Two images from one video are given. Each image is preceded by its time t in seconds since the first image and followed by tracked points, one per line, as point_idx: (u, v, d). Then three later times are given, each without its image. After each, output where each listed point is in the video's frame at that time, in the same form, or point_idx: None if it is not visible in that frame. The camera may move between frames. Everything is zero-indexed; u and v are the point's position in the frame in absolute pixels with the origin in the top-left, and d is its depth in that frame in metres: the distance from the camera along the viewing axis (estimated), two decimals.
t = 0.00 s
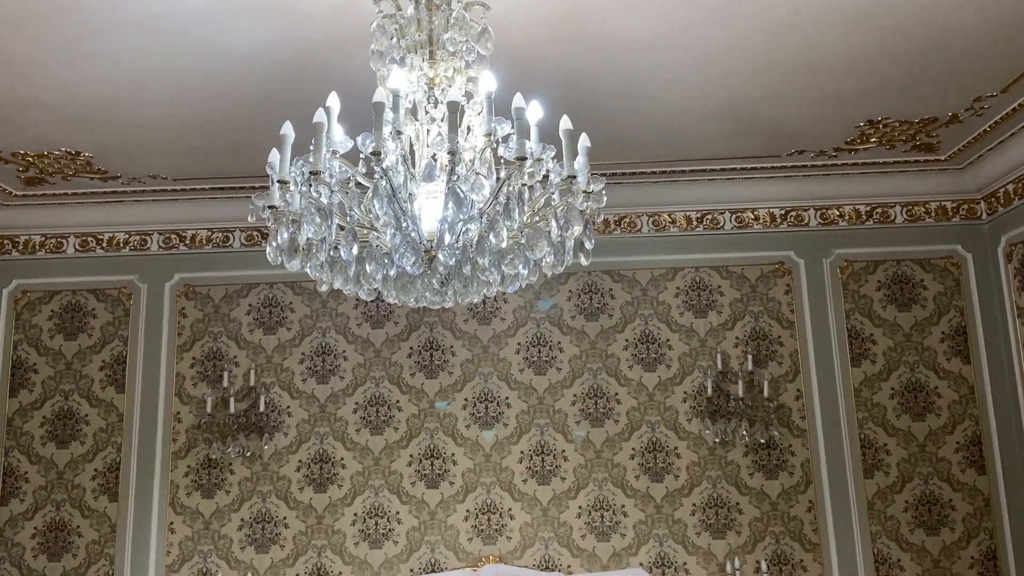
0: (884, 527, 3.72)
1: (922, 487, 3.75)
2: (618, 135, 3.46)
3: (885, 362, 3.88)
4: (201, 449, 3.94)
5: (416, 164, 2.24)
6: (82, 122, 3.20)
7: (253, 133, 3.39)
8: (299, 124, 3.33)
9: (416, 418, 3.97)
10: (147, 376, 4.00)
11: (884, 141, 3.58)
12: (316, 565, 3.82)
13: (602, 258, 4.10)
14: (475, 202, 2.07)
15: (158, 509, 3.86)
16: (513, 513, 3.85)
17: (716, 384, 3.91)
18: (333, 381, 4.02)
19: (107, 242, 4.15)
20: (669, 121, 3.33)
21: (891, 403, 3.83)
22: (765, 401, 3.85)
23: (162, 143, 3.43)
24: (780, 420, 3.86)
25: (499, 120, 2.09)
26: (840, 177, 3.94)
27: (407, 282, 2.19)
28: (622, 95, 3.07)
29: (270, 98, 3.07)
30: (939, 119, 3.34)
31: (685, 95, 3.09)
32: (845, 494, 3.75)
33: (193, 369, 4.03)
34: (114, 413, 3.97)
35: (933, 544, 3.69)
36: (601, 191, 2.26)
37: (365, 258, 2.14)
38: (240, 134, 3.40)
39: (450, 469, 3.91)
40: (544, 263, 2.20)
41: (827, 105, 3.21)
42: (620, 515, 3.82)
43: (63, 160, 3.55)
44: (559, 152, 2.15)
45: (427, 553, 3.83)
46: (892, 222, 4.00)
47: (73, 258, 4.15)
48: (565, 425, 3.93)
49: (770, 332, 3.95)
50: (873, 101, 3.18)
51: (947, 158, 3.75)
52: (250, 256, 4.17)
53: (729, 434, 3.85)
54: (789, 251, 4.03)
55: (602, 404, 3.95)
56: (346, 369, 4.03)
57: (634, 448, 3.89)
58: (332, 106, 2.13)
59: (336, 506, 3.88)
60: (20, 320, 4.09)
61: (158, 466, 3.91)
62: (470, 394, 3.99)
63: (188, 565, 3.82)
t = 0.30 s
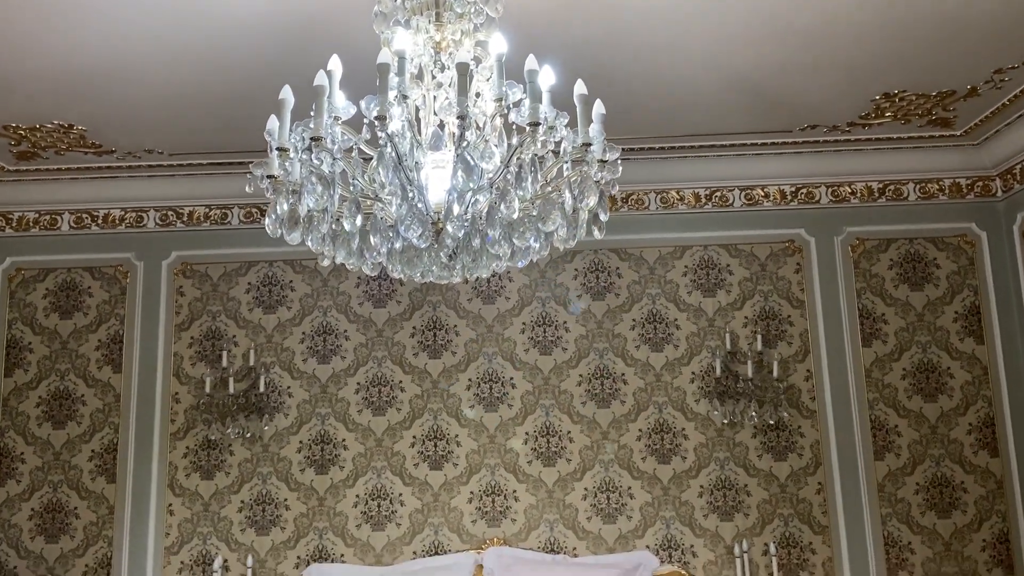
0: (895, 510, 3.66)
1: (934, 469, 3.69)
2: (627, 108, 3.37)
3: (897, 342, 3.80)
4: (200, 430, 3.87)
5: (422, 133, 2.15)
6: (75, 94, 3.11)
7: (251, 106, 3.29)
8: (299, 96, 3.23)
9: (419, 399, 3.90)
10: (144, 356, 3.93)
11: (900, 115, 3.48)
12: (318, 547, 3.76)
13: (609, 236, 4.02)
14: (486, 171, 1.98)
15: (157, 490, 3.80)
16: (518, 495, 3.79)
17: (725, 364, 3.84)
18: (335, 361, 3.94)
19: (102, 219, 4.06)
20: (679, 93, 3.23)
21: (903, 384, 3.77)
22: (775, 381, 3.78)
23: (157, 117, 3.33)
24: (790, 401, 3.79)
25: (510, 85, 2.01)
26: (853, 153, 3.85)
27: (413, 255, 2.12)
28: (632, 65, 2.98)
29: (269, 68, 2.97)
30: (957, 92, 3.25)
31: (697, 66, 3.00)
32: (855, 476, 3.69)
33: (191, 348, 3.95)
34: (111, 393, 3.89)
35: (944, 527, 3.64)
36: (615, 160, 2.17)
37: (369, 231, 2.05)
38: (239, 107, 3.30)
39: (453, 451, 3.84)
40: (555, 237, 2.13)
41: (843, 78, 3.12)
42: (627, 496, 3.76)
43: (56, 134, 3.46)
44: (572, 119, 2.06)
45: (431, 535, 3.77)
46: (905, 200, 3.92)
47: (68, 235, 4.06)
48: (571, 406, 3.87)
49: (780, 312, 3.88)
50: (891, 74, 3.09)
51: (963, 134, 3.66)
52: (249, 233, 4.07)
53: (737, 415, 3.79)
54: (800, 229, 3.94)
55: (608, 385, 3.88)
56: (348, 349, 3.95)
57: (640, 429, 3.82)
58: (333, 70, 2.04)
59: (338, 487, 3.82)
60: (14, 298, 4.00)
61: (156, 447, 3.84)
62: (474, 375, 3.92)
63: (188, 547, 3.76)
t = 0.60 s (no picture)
0: (901, 470, 3.63)
1: (941, 429, 3.65)
2: (636, 59, 3.24)
3: (906, 301, 3.74)
4: (195, 390, 3.79)
5: (424, 72, 2.01)
6: (59, 41, 2.97)
7: (245, 54, 3.16)
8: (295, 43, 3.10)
9: (419, 360, 3.83)
10: (137, 315, 3.83)
11: (916, 67, 3.38)
12: (317, 509, 3.71)
13: (613, 194, 3.91)
14: (496, 113, 1.85)
15: (152, 452, 3.73)
16: (520, 456, 3.74)
17: (731, 324, 3.77)
18: (333, 321, 3.85)
19: (91, 174, 3.93)
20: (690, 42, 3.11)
21: (912, 344, 3.71)
22: (782, 341, 3.72)
23: (146, 66, 3.20)
24: (796, 361, 3.73)
25: (520, 20, 1.89)
26: (866, 108, 3.74)
27: (417, 205, 2.03)
28: (641, 10, 2.86)
29: (263, 14, 2.84)
30: (977, 42, 3.14)
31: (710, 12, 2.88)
32: (861, 436, 3.65)
33: (185, 308, 3.86)
34: (103, 352, 3.80)
35: (951, 487, 3.61)
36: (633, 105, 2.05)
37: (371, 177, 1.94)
38: (232, 56, 3.16)
39: (454, 412, 3.78)
40: (567, 186, 2.02)
41: (860, 26, 3.00)
42: (630, 457, 3.72)
43: (41, 84, 3.32)
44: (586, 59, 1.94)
45: (432, 497, 3.72)
46: (917, 156, 3.83)
47: (56, 190, 3.93)
48: (574, 367, 3.80)
49: (788, 271, 3.80)
50: (911, 21, 2.98)
51: (979, 87, 3.56)
52: (243, 190, 3.95)
53: (743, 376, 3.73)
54: (809, 186, 3.85)
55: (612, 345, 3.81)
56: (346, 309, 3.86)
57: (645, 389, 3.76)
58: (330, 5, 1.92)
59: (338, 449, 3.76)
60: (2, 256, 3.89)
61: (151, 408, 3.76)
62: (475, 336, 3.84)
63: (185, 509, 3.70)
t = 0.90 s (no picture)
0: (902, 417, 3.58)
1: (944, 376, 3.59)
2: None
3: (912, 247, 3.64)
4: (181, 337, 3.69)
5: None
6: None
7: None
8: None
9: (412, 307, 3.72)
10: (119, 259, 3.71)
11: None
12: (309, 457, 3.65)
13: (612, 135, 3.77)
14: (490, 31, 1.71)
15: (138, 399, 3.65)
16: (515, 404, 3.67)
17: (732, 270, 3.67)
18: (322, 267, 3.74)
19: (68, 112, 3.76)
20: None
21: (917, 290, 3.62)
22: (784, 287, 3.62)
23: None
24: (798, 308, 3.65)
25: None
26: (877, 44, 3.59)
27: (407, 131, 1.93)
28: None
29: None
30: None
31: None
32: (863, 383, 3.59)
33: (169, 252, 3.73)
34: (85, 298, 3.69)
35: (951, 434, 3.57)
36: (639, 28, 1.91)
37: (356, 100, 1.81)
38: None
39: (448, 360, 3.70)
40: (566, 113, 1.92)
41: None
42: (627, 406, 3.65)
43: (11, 13, 3.11)
44: None
45: (425, 445, 3.66)
46: (928, 95, 3.68)
47: (32, 129, 3.77)
48: (571, 315, 3.70)
49: (792, 216, 3.69)
50: None
51: (996, 21, 3.41)
52: (227, 130, 3.79)
53: (744, 323, 3.64)
54: (816, 127, 3.71)
55: (610, 292, 3.71)
56: (336, 254, 3.74)
57: (643, 337, 3.68)
58: None
59: (329, 397, 3.68)
60: None
61: (136, 354, 3.66)
62: (469, 282, 3.73)
63: (173, 456, 3.63)
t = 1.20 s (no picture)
0: (902, 369, 3.49)
1: (947, 327, 3.49)
2: None
3: (917, 194, 3.51)
4: (161, 286, 3.57)
5: None
6: None
7: None
8: None
9: (400, 256, 3.60)
10: (95, 205, 3.57)
11: None
12: (295, 409, 3.56)
13: (608, 77, 3.61)
14: None
15: (118, 349, 3.54)
16: (506, 356, 3.57)
17: (731, 218, 3.54)
18: (306, 214, 3.60)
19: (38, 50, 3.58)
20: None
21: (921, 238, 3.51)
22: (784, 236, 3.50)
23: None
24: (799, 258, 3.53)
25: None
26: None
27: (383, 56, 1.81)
28: None
29: None
30: None
31: None
32: (863, 334, 3.50)
33: (147, 198, 3.59)
34: (61, 245, 3.56)
35: (952, 387, 3.49)
36: None
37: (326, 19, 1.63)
38: None
39: (437, 311, 3.59)
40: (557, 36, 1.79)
41: None
42: (621, 358, 3.55)
43: None
44: None
45: (414, 397, 3.57)
46: (939, 35, 3.52)
47: None
48: (564, 265, 3.59)
49: (793, 162, 3.55)
50: None
51: None
52: (205, 69, 3.61)
53: (742, 273, 3.53)
54: (821, 68, 3.56)
55: (604, 242, 3.59)
56: (320, 201, 3.60)
57: (638, 288, 3.57)
58: None
59: (315, 348, 3.57)
60: None
61: (114, 303, 3.55)
62: (459, 231, 3.60)
63: (155, 408, 3.54)
